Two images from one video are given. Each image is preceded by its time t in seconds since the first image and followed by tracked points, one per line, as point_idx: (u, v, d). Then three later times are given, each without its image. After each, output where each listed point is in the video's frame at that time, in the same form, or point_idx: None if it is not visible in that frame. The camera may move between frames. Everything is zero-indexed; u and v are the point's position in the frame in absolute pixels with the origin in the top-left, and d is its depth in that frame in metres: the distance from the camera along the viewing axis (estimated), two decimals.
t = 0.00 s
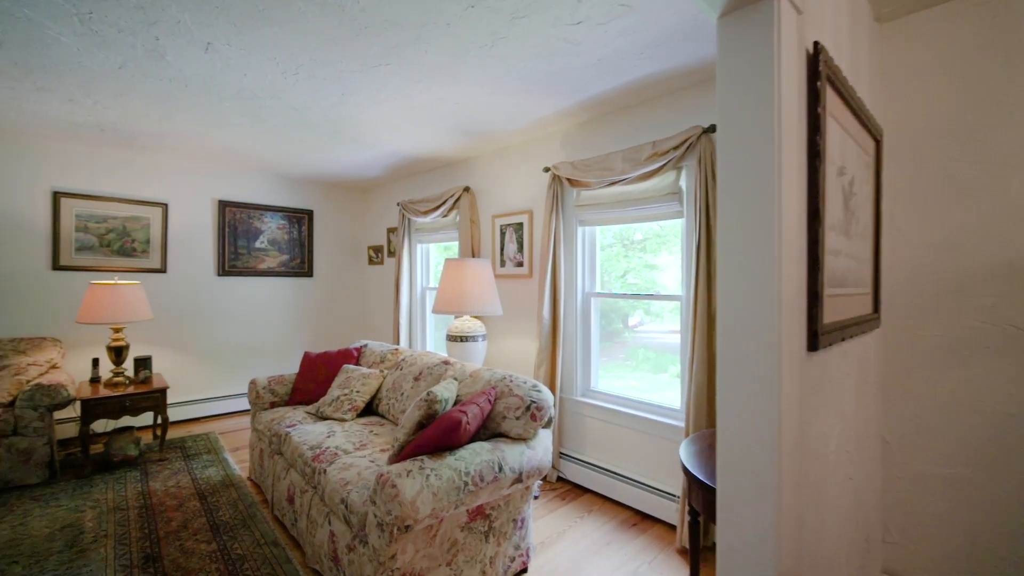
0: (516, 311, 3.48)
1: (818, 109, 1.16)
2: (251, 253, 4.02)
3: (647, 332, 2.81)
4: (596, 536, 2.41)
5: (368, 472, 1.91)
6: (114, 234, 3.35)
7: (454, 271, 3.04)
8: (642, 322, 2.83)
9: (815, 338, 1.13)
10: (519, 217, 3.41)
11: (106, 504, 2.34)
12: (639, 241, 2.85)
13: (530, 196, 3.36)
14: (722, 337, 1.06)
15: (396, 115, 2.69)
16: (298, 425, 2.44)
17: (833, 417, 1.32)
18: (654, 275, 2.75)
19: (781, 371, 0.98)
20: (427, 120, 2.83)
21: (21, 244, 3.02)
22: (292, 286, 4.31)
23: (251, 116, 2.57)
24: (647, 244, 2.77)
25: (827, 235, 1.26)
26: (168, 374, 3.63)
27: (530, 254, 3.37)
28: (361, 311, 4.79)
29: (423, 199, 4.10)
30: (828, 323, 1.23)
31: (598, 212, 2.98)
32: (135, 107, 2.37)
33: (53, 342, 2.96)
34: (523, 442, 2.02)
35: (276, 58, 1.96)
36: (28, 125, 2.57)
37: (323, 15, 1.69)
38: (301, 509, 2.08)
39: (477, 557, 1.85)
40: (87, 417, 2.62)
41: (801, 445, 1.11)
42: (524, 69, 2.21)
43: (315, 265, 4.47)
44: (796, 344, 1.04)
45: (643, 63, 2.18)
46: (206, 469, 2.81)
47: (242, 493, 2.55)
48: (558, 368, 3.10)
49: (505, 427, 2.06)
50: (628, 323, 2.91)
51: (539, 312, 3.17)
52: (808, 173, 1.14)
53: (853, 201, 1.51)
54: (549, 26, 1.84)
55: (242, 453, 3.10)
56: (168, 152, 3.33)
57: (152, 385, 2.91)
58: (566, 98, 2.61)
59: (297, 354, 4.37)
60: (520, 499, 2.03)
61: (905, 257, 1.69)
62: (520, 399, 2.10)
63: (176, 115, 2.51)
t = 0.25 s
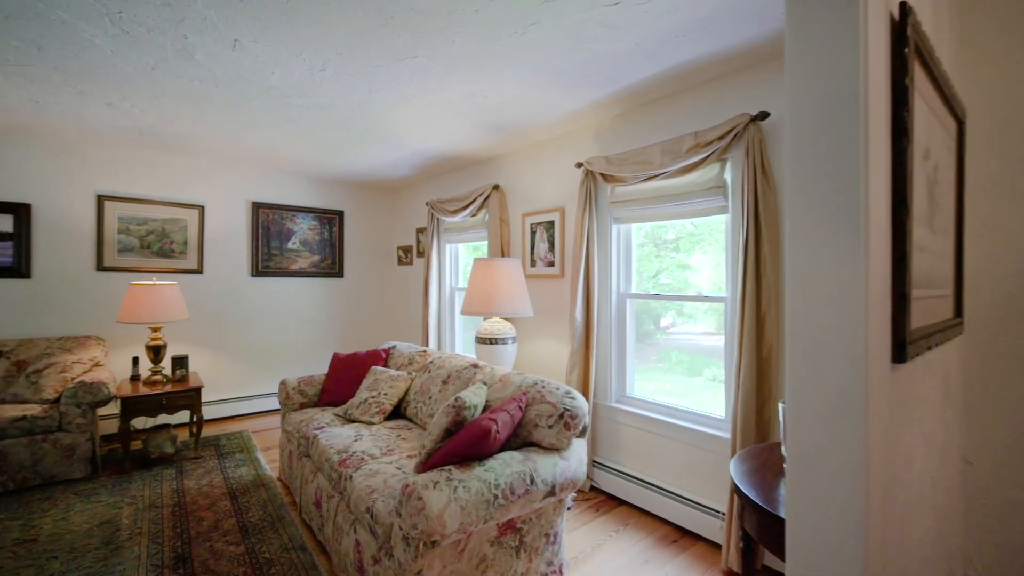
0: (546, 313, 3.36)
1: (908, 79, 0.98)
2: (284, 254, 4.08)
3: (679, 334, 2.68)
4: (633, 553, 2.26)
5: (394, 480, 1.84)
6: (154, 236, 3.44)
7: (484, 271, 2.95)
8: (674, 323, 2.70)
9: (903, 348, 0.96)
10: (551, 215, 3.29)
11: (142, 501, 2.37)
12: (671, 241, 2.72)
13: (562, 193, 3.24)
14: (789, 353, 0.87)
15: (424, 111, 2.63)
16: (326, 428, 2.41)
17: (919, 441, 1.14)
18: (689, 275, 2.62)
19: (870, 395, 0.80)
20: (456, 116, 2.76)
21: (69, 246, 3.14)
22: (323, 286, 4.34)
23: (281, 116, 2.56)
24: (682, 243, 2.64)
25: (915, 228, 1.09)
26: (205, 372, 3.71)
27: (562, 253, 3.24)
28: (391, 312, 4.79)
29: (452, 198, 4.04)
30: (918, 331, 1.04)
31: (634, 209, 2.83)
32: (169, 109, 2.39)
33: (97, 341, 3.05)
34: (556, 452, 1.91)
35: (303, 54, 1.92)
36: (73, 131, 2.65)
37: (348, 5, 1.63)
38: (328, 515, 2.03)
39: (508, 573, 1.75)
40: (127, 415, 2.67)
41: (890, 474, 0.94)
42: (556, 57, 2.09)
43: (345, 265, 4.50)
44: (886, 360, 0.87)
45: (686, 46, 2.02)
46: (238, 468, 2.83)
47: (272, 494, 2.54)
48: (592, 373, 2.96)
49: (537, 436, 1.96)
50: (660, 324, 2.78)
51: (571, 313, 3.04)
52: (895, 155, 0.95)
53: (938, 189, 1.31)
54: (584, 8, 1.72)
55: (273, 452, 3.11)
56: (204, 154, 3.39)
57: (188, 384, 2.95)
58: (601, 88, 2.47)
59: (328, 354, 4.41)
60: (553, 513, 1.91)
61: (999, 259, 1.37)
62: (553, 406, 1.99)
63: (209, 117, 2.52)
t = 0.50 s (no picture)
0: (578, 313, 3.24)
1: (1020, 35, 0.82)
2: (315, 253, 4.12)
3: (712, 336, 2.55)
4: (672, 569, 2.12)
5: (421, 486, 1.77)
6: (191, 236, 3.53)
7: (515, 269, 2.86)
8: (707, 324, 2.58)
9: None
10: (582, 212, 3.17)
11: (176, 497, 2.40)
12: (703, 239, 2.59)
13: (594, 189, 3.11)
14: (871, 370, 0.65)
15: (452, 105, 2.56)
16: (353, 429, 2.39)
17: None
18: (722, 274, 2.50)
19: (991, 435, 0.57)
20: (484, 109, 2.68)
21: (112, 246, 3.24)
22: (353, 285, 4.36)
23: (309, 114, 2.55)
24: (715, 241, 2.53)
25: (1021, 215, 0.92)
26: (239, 370, 3.78)
27: (594, 251, 3.11)
28: (419, 311, 4.78)
29: (481, 196, 3.97)
30: None
31: (671, 204, 2.67)
32: (203, 111, 2.42)
33: (137, 338, 3.15)
34: (590, 462, 1.80)
35: (329, 48, 1.88)
36: (114, 134, 2.72)
37: None
38: (354, 519, 1.98)
39: None
40: (164, 411, 2.72)
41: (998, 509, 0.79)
42: (590, 43, 1.97)
43: (375, 265, 4.51)
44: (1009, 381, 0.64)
45: (732, 25, 1.87)
46: (269, 466, 2.84)
47: (301, 493, 2.53)
48: (626, 377, 2.82)
49: (569, 443, 1.85)
50: (691, 325, 2.67)
51: (604, 314, 2.91)
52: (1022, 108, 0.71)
53: None
54: None
55: (303, 451, 3.12)
56: (238, 156, 3.45)
57: (222, 382, 2.99)
58: (636, 76, 2.34)
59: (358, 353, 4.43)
60: (587, 525, 1.80)
61: None
62: (586, 412, 1.87)
63: (240, 117, 2.54)
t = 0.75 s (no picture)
0: (610, 314, 3.12)
1: None
2: (345, 254, 4.15)
3: (749, 338, 2.43)
4: None
5: (448, 494, 1.71)
6: (227, 237, 3.61)
7: (547, 268, 2.75)
8: (743, 326, 2.45)
9: None
10: (615, 209, 3.04)
11: (210, 494, 2.42)
12: (738, 238, 2.47)
13: (628, 185, 2.98)
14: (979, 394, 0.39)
15: (480, 100, 2.49)
16: (381, 431, 2.35)
17: None
18: (758, 274, 2.37)
19: None
20: (512, 104, 2.60)
21: (154, 248, 3.35)
22: (383, 285, 4.38)
23: (337, 112, 2.53)
24: (750, 240, 2.41)
25: None
26: (273, 369, 3.85)
27: (628, 249, 2.98)
28: (449, 311, 4.75)
29: (510, 194, 3.90)
30: None
31: (712, 199, 2.51)
32: (235, 112, 2.44)
33: (176, 337, 3.23)
34: (626, 474, 1.69)
35: (356, 43, 1.84)
36: (153, 138, 2.80)
37: None
38: (381, 524, 1.94)
39: None
40: (199, 409, 2.77)
41: None
42: (625, 28, 1.85)
43: (404, 264, 4.51)
44: None
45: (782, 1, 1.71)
46: (300, 465, 2.85)
47: (330, 494, 2.51)
48: (663, 382, 2.67)
49: (604, 453, 1.74)
50: (726, 327, 2.55)
51: (639, 316, 2.78)
52: None
53: None
54: None
55: (333, 450, 3.12)
56: (271, 157, 3.50)
57: (255, 380, 3.03)
58: (675, 63, 2.20)
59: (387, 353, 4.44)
60: (623, 541, 1.69)
61: None
62: (622, 420, 1.76)
63: (270, 118, 2.55)
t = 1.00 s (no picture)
0: (645, 315, 2.98)
1: None
2: (376, 254, 4.18)
3: (788, 341, 2.29)
4: None
5: (475, 503, 1.64)
6: (262, 238, 3.68)
7: (580, 266, 2.65)
8: (781, 329, 2.32)
9: None
10: (651, 206, 2.91)
11: (242, 491, 2.44)
12: (777, 237, 2.34)
13: (664, 180, 2.84)
14: None
15: (509, 94, 2.42)
16: (408, 433, 2.32)
17: None
18: (799, 274, 2.24)
19: None
20: (542, 97, 2.51)
21: (194, 249, 3.46)
22: (413, 285, 4.38)
23: (366, 112, 2.52)
24: (789, 239, 2.28)
25: None
26: (306, 367, 3.91)
27: (664, 248, 2.84)
28: (478, 311, 4.72)
29: (540, 193, 3.81)
30: None
31: (755, 193, 2.35)
32: (267, 114, 2.47)
33: (213, 336, 3.33)
34: (664, 488, 1.58)
35: (383, 38, 1.81)
36: (192, 142, 2.87)
37: None
38: (407, 529, 1.89)
39: None
40: (234, 406, 2.82)
41: None
42: (663, 11, 1.74)
43: (433, 265, 4.50)
44: None
45: None
46: (330, 465, 2.86)
47: (358, 495, 2.49)
48: (702, 388, 2.52)
49: (640, 465, 1.64)
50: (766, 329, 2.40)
51: (675, 318, 2.64)
52: None
53: None
54: None
55: (363, 450, 3.13)
56: (304, 159, 3.55)
57: (287, 379, 3.07)
58: (716, 48, 2.06)
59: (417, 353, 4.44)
60: (661, 560, 1.57)
61: None
62: (660, 429, 1.65)
63: (301, 119, 2.57)
